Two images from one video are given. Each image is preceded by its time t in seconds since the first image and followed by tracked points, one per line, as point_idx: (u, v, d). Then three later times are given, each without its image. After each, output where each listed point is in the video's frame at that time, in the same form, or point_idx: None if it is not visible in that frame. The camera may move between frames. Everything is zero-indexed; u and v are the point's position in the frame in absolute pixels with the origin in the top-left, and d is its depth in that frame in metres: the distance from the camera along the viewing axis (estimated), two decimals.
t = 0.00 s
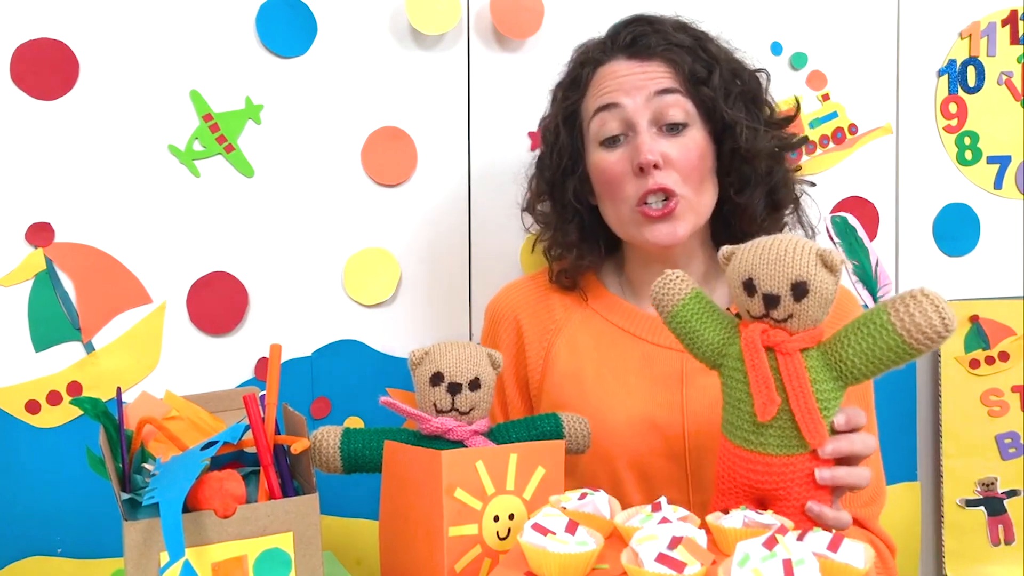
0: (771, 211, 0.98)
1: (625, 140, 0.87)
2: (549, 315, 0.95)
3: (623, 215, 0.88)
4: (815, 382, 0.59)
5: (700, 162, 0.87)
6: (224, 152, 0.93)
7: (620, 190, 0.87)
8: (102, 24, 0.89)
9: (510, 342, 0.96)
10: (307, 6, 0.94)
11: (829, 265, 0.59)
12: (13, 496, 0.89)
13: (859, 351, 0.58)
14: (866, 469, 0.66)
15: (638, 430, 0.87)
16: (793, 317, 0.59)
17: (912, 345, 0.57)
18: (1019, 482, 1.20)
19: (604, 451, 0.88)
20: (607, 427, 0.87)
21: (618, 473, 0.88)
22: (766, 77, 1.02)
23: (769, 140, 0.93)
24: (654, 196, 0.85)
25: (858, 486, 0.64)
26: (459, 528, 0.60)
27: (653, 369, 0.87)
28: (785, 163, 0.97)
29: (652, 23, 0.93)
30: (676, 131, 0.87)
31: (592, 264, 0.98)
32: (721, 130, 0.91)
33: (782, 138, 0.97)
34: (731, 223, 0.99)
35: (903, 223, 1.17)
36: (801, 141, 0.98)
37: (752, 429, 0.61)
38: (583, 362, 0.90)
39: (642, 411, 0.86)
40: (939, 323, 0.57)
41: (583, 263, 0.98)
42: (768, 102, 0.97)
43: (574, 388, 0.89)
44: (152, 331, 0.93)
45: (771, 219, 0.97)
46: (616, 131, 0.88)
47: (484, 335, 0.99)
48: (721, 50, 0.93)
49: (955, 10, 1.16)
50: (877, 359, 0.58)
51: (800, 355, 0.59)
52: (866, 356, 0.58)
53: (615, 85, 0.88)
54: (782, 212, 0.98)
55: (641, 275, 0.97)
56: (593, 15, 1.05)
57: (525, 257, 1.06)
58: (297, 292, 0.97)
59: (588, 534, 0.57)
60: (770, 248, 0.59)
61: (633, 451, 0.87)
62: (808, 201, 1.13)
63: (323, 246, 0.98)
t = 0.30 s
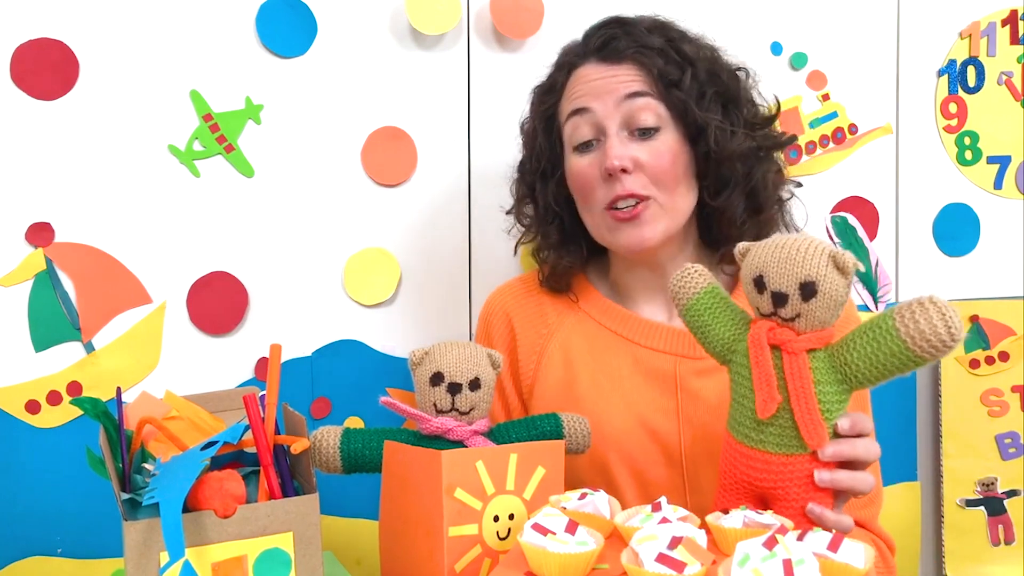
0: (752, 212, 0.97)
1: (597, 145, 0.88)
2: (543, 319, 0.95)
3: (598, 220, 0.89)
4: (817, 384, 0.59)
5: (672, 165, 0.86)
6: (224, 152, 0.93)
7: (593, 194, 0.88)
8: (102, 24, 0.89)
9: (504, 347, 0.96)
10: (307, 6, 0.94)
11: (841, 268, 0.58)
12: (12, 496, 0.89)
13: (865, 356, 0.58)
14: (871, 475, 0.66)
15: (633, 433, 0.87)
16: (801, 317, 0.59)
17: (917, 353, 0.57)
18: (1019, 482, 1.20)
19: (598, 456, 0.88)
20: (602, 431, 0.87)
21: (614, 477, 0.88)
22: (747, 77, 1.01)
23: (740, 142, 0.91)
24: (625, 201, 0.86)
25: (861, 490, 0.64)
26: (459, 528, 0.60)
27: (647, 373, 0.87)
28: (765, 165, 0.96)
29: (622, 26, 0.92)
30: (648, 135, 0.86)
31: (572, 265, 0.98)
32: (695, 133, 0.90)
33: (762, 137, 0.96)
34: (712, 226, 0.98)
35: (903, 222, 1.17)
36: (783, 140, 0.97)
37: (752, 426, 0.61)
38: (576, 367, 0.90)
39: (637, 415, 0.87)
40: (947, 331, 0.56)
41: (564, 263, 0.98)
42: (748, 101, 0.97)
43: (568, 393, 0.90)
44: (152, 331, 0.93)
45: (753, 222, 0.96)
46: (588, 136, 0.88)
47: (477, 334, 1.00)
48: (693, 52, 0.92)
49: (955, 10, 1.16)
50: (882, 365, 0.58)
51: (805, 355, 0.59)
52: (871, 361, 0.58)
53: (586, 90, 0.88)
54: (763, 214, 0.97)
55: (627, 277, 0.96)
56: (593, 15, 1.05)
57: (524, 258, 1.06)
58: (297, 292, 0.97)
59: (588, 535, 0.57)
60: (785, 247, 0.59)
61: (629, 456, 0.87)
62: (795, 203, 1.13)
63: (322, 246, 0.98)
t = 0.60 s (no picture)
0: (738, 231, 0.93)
1: (583, 154, 0.88)
2: (540, 320, 0.95)
3: (582, 228, 0.90)
4: (806, 385, 0.59)
5: (654, 181, 0.86)
6: (224, 152, 0.93)
7: (577, 204, 0.88)
8: (102, 24, 0.89)
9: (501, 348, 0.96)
10: (307, 6, 0.94)
11: (821, 267, 0.58)
12: (13, 496, 0.89)
13: (852, 353, 0.58)
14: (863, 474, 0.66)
15: (629, 433, 0.87)
16: (785, 319, 0.59)
17: (902, 346, 0.57)
18: (1019, 482, 1.20)
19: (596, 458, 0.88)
20: (599, 432, 0.87)
21: (610, 477, 0.88)
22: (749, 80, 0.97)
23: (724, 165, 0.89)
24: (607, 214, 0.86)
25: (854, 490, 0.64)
26: (460, 528, 0.60)
27: (643, 375, 0.87)
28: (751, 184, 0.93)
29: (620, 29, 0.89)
30: (633, 150, 0.86)
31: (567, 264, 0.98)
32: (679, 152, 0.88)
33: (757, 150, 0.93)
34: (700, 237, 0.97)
35: (903, 223, 1.17)
36: (774, 157, 0.94)
37: (744, 432, 0.60)
38: (573, 367, 0.90)
39: (633, 415, 0.87)
40: (930, 323, 0.56)
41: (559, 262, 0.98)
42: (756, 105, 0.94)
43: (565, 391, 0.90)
44: (152, 331, 0.93)
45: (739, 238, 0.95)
46: (575, 144, 0.88)
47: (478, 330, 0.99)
48: (690, 62, 0.89)
49: (955, 10, 1.16)
50: (869, 361, 0.58)
51: (792, 357, 0.59)
52: (858, 358, 0.58)
53: (575, 98, 0.87)
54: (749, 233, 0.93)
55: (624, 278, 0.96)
56: (593, 15, 1.05)
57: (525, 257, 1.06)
58: (297, 292, 0.97)
59: (588, 535, 0.57)
60: (764, 250, 0.58)
61: (627, 459, 0.87)
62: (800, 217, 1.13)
63: (322, 246, 0.98)
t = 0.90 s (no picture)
0: (759, 224, 0.96)
1: (604, 152, 0.87)
2: (541, 322, 0.95)
3: (605, 228, 0.89)
4: (823, 385, 0.59)
5: (680, 177, 0.86)
6: (224, 152, 0.93)
7: (600, 202, 0.87)
8: (102, 24, 0.89)
9: (501, 349, 0.96)
10: (307, 6, 0.94)
11: (843, 268, 0.58)
12: (13, 496, 0.89)
13: (870, 356, 0.58)
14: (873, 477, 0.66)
15: (631, 436, 0.87)
16: (804, 318, 0.59)
17: (922, 352, 0.57)
18: (1019, 482, 1.20)
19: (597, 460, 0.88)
20: (599, 434, 0.87)
21: (612, 480, 0.88)
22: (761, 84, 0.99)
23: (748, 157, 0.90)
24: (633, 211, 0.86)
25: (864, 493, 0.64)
26: (460, 528, 0.60)
27: (646, 377, 0.87)
28: (773, 176, 0.95)
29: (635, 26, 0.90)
30: (659, 145, 0.85)
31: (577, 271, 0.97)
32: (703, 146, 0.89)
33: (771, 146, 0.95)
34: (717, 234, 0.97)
35: (903, 223, 1.17)
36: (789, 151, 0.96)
37: (757, 429, 0.60)
38: (574, 369, 0.90)
39: (635, 418, 0.87)
40: (952, 330, 0.56)
41: (568, 270, 0.97)
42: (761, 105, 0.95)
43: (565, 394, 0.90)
44: (152, 331, 0.93)
45: (759, 233, 0.96)
46: (596, 143, 0.87)
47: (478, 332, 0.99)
48: (707, 57, 0.90)
49: (955, 10, 1.16)
50: (887, 365, 0.58)
51: (809, 357, 0.59)
52: (876, 361, 0.58)
53: (596, 95, 0.86)
54: (771, 225, 0.96)
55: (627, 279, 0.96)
56: (593, 15, 1.05)
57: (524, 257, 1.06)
58: (297, 292, 0.97)
59: (588, 534, 0.57)
60: (785, 249, 0.59)
61: (628, 460, 0.87)
62: (802, 213, 1.14)
63: (322, 246, 0.98)
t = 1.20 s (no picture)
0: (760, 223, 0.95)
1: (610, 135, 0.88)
2: (543, 316, 0.95)
3: (603, 214, 0.89)
4: (829, 390, 0.59)
5: (683, 166, 0.86)
6: (224, 152, 0.93)
7: (601, 186, 0.88)
8: (102, 24, 0.89)
9: (501, 342, 0.96)
10: (307, 6, 0.94)
11: (841, 270, 0.58)
12: (13, 496, 0.89)
13: (875, 357, 0.58)
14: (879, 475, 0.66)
15: (633, 432, 0.87)
16: (806, 327, 0.59)
17: (928, 351, 0.57)
18: (1019, 482, 1.20)
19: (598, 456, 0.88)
20: (600, 429, 0.87)
21: (616, 476, 0.88)
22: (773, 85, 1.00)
23: (751, 152, 0.90)
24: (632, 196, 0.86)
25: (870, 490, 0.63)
26: (460, 528, 0.60)
27: (647, 373, 0.87)
28: (777, 177, 0.95)
29: (651, 18, 0.92)
30: (664, 130, 0.87)
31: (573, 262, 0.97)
32: (707, 136, 0.90)
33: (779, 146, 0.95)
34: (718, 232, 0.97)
35: (903, 223, 1.17)
36: (797, 156, 0.96)
37: (767, 443, 0.60)
38: (574, 363, 0.90)
39: (637, 414, 0.87)
40: (959, 328, 0.56)
41: (564, 259, 0.97)
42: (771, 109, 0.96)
43: (565, 388, 0.90)
44: (152, 331, 0.93)
45: (759, 233, 0.96)
46: (602, 124, 0.88)
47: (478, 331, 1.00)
48: (721, 53, 0.91)
49: (955, 10, 1.16)
50: (893, 365, 0.58)
51: (813, 364, 0.59)
52: (882, 362, 0.58)
53: (606, 79, 0.88)
54: (771, 227, 0.96)
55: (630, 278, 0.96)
56: (593, 15, 1.05)
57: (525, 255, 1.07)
58: (297, 291, 0.97)
59: (588, 535, 0.57)
60: (779, 256, 0.58)
61: (629, 455, 0.87)
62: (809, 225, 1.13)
63: (322, 246, 0.98)
